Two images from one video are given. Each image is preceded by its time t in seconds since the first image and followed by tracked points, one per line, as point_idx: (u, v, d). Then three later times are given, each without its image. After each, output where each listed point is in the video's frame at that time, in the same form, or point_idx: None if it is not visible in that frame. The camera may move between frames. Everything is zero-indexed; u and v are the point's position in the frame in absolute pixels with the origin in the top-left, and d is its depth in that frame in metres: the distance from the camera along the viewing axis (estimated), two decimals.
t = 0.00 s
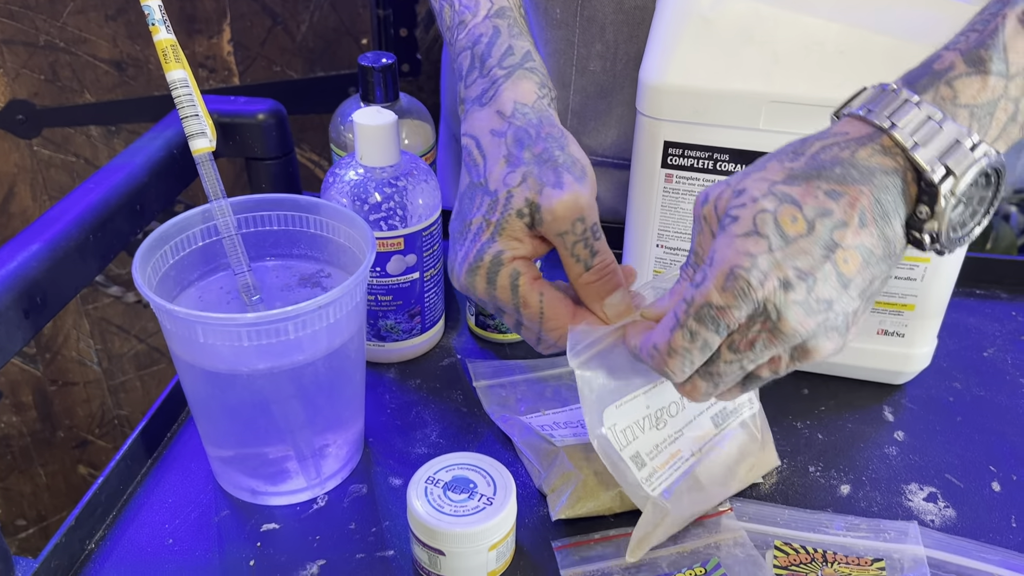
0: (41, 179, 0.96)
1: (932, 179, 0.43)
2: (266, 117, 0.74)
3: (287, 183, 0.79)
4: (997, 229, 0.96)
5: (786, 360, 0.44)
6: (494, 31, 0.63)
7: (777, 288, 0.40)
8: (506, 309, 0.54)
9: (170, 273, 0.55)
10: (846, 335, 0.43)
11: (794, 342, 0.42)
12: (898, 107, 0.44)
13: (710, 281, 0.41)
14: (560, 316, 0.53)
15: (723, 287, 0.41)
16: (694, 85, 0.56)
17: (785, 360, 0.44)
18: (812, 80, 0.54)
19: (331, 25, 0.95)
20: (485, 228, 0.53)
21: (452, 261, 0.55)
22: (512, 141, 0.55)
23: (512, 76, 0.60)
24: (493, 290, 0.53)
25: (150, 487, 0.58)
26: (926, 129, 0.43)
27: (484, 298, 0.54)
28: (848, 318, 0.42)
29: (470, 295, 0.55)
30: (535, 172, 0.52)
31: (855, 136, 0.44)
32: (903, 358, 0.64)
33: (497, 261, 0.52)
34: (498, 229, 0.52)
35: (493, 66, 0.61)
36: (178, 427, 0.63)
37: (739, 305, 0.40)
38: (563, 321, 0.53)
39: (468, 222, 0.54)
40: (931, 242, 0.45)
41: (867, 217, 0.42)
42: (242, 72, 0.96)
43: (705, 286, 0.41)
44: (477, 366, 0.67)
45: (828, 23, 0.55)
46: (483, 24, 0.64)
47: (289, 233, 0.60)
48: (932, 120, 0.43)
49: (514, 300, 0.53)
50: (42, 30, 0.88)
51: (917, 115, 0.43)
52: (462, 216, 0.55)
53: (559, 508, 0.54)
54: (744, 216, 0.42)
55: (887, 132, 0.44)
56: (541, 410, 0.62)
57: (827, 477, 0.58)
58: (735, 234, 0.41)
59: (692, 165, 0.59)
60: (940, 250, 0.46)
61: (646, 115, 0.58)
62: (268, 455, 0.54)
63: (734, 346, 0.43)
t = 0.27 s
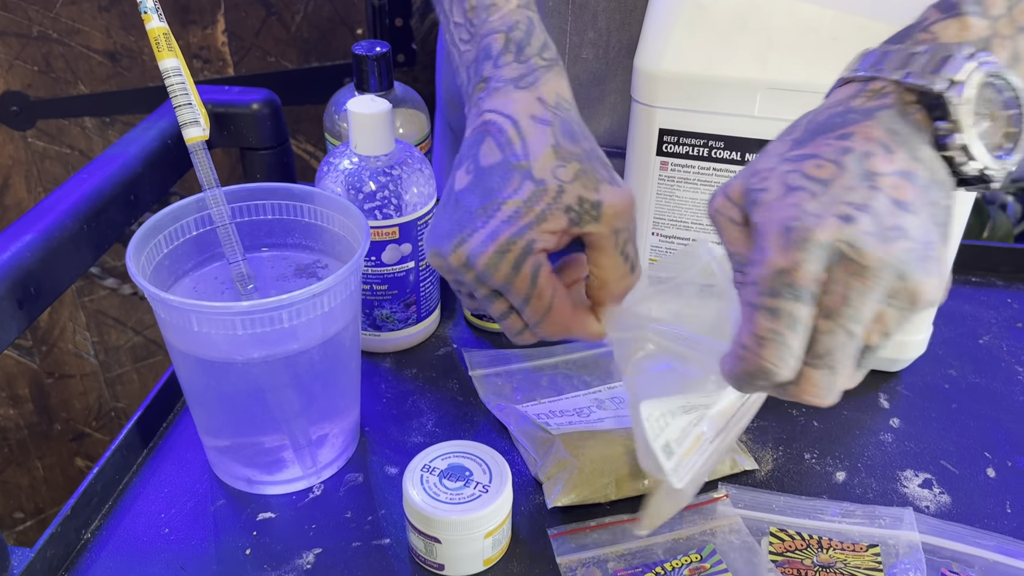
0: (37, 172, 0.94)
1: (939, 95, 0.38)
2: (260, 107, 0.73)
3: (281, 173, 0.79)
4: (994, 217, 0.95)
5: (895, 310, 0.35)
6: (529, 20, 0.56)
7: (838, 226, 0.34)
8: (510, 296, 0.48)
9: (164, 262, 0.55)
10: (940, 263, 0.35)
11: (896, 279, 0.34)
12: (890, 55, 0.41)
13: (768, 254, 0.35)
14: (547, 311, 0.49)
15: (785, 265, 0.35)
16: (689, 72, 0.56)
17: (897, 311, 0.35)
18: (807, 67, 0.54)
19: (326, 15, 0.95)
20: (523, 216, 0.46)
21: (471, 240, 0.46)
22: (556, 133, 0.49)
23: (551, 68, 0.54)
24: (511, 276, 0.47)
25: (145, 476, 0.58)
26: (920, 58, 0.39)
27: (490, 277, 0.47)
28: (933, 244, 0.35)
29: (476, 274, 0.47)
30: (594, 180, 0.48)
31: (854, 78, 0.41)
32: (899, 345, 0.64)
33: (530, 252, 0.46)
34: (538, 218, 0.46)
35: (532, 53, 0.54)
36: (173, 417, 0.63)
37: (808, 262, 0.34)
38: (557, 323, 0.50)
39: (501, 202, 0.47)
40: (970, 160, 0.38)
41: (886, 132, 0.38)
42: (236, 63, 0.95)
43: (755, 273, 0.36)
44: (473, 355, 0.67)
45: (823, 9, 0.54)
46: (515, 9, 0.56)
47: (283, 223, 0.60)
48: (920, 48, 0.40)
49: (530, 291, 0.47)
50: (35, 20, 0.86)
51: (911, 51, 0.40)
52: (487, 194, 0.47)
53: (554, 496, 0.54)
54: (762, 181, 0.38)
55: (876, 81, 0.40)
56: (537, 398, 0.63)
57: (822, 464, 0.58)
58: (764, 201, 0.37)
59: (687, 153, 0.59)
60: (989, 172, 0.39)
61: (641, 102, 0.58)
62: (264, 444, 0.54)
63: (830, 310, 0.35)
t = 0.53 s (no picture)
0: (34, 167, 0.94)
1: (990, 82, 0.42)
2: (257, 101, 0.73)
3: (278, 167, 0.79)
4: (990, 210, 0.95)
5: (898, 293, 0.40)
6: None
7: (867, 205, 0.38)
8: (530, 176, 0.41)
9: (162, 256, 0.55)
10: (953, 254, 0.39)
11: (910, 267, 0.38)
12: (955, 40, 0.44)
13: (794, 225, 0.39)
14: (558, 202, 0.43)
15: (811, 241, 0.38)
16: (685, 64, 0.56)
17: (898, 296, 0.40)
18: (802, 59, 0.54)
19: (322, 8, 0.94)
20: (555, 102, 0.41)
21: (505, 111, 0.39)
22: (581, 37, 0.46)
23: None
24: (547, 161, 0.40)
25: (144, 469, 0.58)
26: (980, 46, 0.43)
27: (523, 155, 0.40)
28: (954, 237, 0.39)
29: (504, 154, 0.40)
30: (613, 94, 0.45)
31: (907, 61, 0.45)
32: (895, 336, 0.64)
33: (564, 137, 0.41)
34: (576, 102, 0.41)
35: None
36: (172, 410, 0.63)
37: (835, 239, 0.38)
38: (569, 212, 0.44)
39: (534, 81, 0.41)
40: (1009, 149, 0.42)
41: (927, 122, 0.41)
42: (232, 57, 0.95)
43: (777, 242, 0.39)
44: (470, 348, 0.68)
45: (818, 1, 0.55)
46: None
47: (281, 216, 0.60)
48: (969, 36, 0.44)
49: (561, 176, 0.41)
50: (31, 15, 0.86)
51: (968, 40, 0.43)
52: (517, 74, 0.41)
53: (552, 487, 0.54)
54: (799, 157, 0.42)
55: (949, 65, 0.43)
56: (535, 391, 0.63)
57: (818, 454, 0.58)
58: (801, 172, 0.40)
59: (683, 145, 0.59)
60: None
61: (638, 95, 0.58)
62: (263, 437, 0.54)
63: (841, 285, 0.39)
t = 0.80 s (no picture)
0: (34, 164, 0.94)
1: (958, 93, 0.43)
2: (257, 98, 0.74)
3: (278, 163, 0.79)
4: (988, 205, 0.96)
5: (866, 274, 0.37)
6: None
7: (828, 163, 0.39)
8: (528, 158, 0.42)
9: (163, 252, 0.56)
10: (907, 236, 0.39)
11: (868, 232, 0.37)
12: (930, 53, 0.46)
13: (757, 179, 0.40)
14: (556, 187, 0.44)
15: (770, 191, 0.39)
16: (683, 61, 0.56)
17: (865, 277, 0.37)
18: (800, 55, 0.54)
19: (321, 6, 0.94)
20: (557, 94, 0.43)
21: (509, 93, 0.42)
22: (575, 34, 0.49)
23: None
24: (547, 142, 0.42)
25: (146, 464, 0.58)
26: (951, 60, 0.45)
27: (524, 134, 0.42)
28: (906, 220, 0.39)
29: (507, 130, 0.42)
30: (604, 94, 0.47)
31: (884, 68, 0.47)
32: (892, 331, 0.64)
33: (564, 125, 0.43)
34: (575, 92, 0.44)
35: None
36: (173, 406, 0.63)
37: (794, 189, 0.39)
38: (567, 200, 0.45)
39: (535, 67, 0.43)
40: (972, 159, 0.43)
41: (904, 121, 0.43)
42: (232, 54, 0.95)
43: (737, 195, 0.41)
44: (470, 343, 0.68)
45: None
46: None
47: (281, 212, 0.60)
48: (943, 49, 0.45)
49: (559, 160, 0.43)
50: (31, 12, 0.86)
51: (943, 53, 0.45)
52: (520, 60, 0.43)
53: (551, 482, 0.55)
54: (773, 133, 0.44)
55: (920, 75, 0.45)
56: (534, 386, 0.63)
57: (816, 448, 0.59)
58: (777, 136, 0.43)
59: (681, 141, 0.60)
60: (992, 172, 0.44)
61: (637, 92, 0.59)
62: (264, 432, 0.55)
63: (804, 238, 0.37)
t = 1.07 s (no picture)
0: (34, 163, 0.94)
1: (914, 115, 0.44)
2: (257, 96, 0.74)
3: (278, 162, 0.79)
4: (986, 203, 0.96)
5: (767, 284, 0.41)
6: None
7: (744, 187, 0.41)
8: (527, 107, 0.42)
9: (164, 250, 0.56)
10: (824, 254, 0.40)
11: (772, 252, 0.39)
12: (897, 69, 0.46)
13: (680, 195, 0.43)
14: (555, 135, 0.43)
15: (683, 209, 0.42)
16: (682, 59, 0.56)
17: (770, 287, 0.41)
18: (799, 53, 0.55)
19: (321, 4, 0.95)
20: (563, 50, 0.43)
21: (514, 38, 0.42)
22: None
23: None
24: (547, 93, 0.42)
25: (147, 462, 0.58)
26: (915, 79, 0.45)
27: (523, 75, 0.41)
28: (831, 241, 0.41)
29: (508, 68, 0.42)
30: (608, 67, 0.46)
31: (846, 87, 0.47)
32: (890, 328, 0.65)
33: (566, 79, 0.42)
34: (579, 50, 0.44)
35: None
36: (174, 404, 0.64)
37: (708, 211, 0.41)
38: (564, 156, 0.44)
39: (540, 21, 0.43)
40: (926, 180, 0.44)
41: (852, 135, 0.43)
42: (231, 53, 0.95)
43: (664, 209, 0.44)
44: (470, 341, 0.68)
45: None
46: None
47: (281, 210, 0.60)
48: (910, 66, 0.45)
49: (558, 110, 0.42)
50: (31, 11, 0.86)
51: (907, 70, 0.45)
52: (524, 14, 0.43)
53: (551, 478, 0.55)
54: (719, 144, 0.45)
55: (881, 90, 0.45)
56: (534, 383, 0.64)
57: (814, 445, 0.59)
58: (710, 153, 0.44)
59: (680, 139, 0.60)
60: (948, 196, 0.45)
61: (635, 90, 0.59)
62: (265, 430, 0.55)
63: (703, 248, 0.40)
